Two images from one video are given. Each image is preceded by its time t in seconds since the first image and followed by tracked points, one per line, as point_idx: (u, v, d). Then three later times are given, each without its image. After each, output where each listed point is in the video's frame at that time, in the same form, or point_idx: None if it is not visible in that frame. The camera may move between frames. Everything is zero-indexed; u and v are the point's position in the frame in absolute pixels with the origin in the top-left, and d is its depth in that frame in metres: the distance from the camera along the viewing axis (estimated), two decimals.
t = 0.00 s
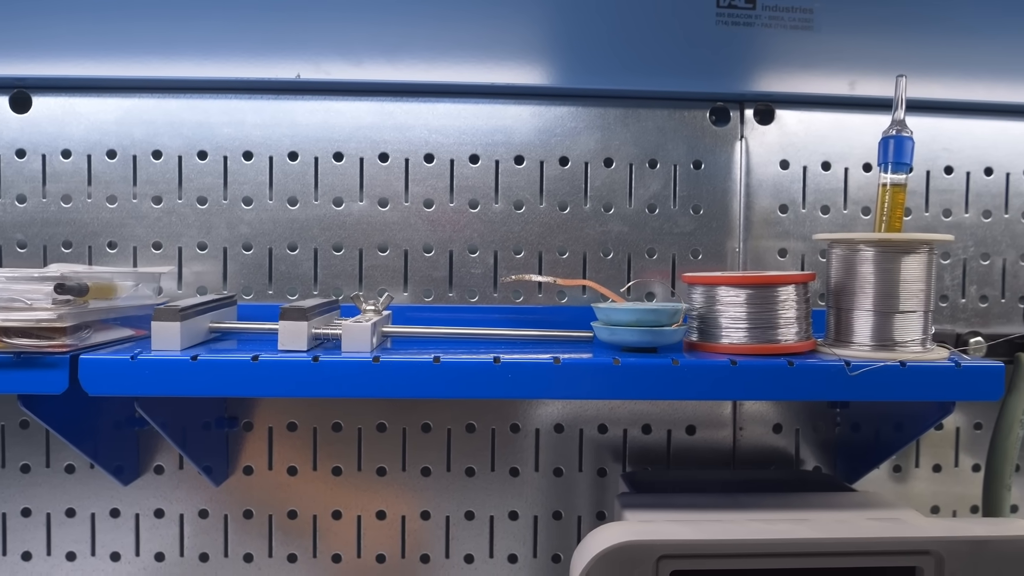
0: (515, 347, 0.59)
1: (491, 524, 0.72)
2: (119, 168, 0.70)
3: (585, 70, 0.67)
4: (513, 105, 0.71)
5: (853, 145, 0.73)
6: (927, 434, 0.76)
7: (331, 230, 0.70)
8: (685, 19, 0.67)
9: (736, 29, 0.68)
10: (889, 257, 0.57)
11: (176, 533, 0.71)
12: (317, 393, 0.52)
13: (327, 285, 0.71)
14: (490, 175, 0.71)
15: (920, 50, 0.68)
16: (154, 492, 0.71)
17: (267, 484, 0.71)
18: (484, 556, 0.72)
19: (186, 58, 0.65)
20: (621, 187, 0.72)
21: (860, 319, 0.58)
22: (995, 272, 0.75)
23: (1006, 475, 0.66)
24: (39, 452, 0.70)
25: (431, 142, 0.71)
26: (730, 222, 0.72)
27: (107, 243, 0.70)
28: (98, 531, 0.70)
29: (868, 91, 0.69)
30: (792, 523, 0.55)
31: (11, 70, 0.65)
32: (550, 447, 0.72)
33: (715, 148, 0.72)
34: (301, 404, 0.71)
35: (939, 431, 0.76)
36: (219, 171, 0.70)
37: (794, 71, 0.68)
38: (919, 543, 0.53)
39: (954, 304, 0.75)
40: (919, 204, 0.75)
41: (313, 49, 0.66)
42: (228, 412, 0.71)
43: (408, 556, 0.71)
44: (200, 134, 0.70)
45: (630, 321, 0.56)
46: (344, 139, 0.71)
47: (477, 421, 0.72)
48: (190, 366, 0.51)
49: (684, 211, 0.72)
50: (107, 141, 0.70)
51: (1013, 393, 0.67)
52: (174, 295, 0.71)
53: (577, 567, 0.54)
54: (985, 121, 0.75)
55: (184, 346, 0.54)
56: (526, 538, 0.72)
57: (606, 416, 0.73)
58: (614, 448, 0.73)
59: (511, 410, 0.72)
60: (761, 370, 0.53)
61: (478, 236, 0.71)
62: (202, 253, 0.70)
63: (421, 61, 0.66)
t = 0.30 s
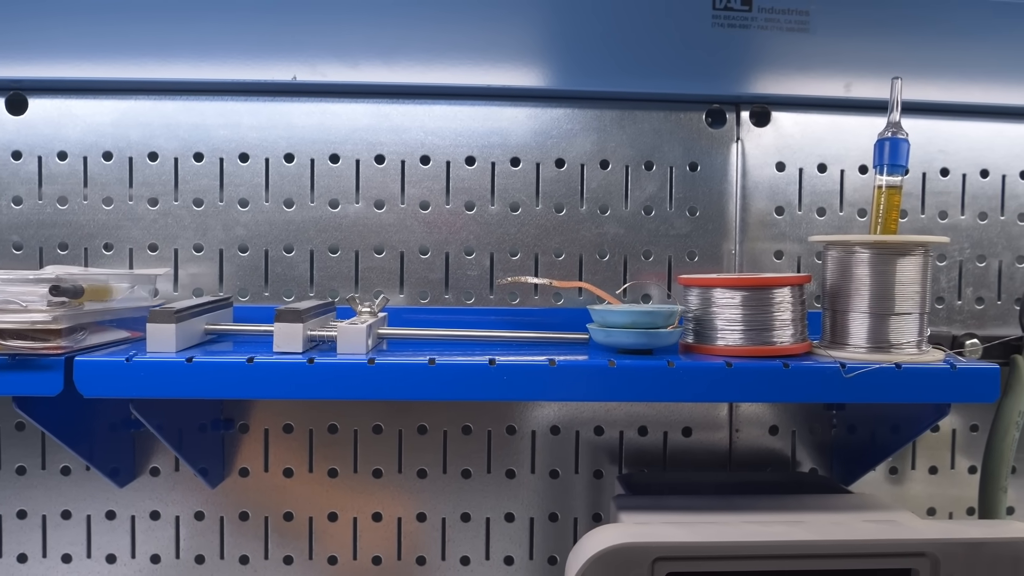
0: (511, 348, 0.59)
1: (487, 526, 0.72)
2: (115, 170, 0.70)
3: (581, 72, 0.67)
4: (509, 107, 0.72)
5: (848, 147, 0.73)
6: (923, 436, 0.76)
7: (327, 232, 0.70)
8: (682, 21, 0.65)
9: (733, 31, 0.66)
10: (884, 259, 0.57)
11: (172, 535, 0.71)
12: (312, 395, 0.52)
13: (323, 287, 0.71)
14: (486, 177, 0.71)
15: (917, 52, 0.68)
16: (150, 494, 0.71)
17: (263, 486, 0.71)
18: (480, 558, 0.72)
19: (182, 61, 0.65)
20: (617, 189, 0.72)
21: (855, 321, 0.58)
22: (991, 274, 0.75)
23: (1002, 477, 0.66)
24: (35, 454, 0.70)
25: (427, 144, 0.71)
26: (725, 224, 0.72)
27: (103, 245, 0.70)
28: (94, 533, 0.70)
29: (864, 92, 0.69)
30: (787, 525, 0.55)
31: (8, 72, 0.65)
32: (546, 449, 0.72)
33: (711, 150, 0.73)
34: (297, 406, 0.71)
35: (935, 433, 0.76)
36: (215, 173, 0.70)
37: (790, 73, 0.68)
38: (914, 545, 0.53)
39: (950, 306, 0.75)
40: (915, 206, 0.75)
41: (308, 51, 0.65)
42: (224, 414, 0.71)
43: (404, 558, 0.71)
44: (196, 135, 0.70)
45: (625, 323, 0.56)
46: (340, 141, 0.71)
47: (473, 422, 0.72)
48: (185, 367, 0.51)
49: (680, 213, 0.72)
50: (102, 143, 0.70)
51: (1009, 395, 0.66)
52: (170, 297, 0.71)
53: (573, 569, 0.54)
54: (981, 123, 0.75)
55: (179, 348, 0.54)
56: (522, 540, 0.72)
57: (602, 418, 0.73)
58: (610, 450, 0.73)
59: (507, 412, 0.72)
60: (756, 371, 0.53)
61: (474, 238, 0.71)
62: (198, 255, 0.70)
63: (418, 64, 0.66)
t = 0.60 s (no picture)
0: (508, 348, 0.59)
1: (484, 526, 0.72)
2: (110, 168, 0.70)
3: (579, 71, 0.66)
4: (506, 106, 0.71)
5: (846, 146, 0.73)
6: (921, 435, 0.76)
7: (323, 231, 0.70)
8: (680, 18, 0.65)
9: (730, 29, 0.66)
10: (882, 258, 0.56)
11: (168, 536, 0.70)
12: (307, 395, 0.52)
13: (319, 286, 0.70)
14: (483, 176, 0.71)
15: (916, 51, 0.67)
16: (145, 494, 0.70)
17: (258, 486, 0.71)
18: (477, 558, 0.72)
19: (177, 59, 0.65)
20: (614, 188, 0.71)
21: (853, 320, 0.57)
22: (988, 273, 0.75)
23: (1000, 477, 0.66)
24: (30, 454, 0.70)
25: (424, 143, 0.71)
26: (723, 223, 0.72)
27: (98, 244, 0.70)
28: (89, 533, 0.70)
29: (863, 92, 0.69)
30: (785, 525, 0.55)
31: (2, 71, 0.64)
32: (543, 449, 0.72)
33: (709, 149, 0.72)
34: (293, 406, 0.71)
35: (933, 432, 0.76)
36: (211, 172, 0.70)
37: (788, 72, 0.68)
38: (912, 545, 0.53)
39: (948, 305, 0.75)
40: (913, 205, 0.75)
41: (304, 50, 0.65)
42: (220, 414, 0.70)
43: (400, 558, 0.71)
44: (191, 134, 0.70)
45: (622, 322, 0.56)
46: (336, 140, 0.70)
47: (470, 422, 0.72)
48: (180, 367, 0.51)
49: (678, 212, 0.72)
50: (97, 142, 0.70)
51: (1007, 394, 0.66)
52: (165, 296, 0.71)
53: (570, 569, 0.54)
54: (979, 122, 0.75)
55: (174, 347, 0.53)
56: (519, 540, 0.72)
57: (600, 417, 0.72)
58: (607, 449, 0.73)
59: (504, 411, 0.72)
60: (754, 371, 0.53)
61: (471, 237, 0.71)
62: (194, 254, 0.70)
63: (414, 62, 0.66)
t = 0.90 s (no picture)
0: (506, 354, 0.59)
1: (483, 530, 0.72)
2: (110, 175, 0.70)
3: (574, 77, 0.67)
4: (504, 112, 0.72)
5: (842, 151, 0.73)
6: (917, 439, 0.76)
7: (322, 237, 0.71)
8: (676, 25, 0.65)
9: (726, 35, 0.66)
10: (877, 264, 0.57)
11: (168, 540, 0.71)
12: (306, 401, 0.52)
13: (318, 292, 0.71)
14: (481, 182, 0.72)
15: (910, 57, 0.68)
16: (146, 499, 0.71)
17: (258, 491, 0.71)
18: (476, 562, 0.72)
19: (177, 67, 0.65)
20: (612, 193, 0.72)
21: (849, 326, 0.58)
22: (984, 277, 0.75)
23: (996, 481, 0.66)
24: (31, 459, 0.70)
25: (422, 149, 0.71)
26: (720, 228, 0.73)
27: (99, 250, 0.70)
28: (90, 538, 0.71)
29: (859, 97, 0.70)
30: (781, 529, 0.55)
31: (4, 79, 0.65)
32: (542, 453, 0.73)
33: (705, 155, 0.73)
34: (293, 411, 0.71)
35: (929, 436, 0.76)
36: (211, 178, 0.71)
37: (783, 78, 0.69)
38: (908, 549, 0.53)
39: (943, 309, 0.75)
40: (909, 210, 0.75)
41: (303, 58, 0.65)
42: (220, 419, 0.71)
43: (400, 562, 0.71)
44: (191, 141, 0.70)
45: (620, 328, 0.56)
46: (335, 147, 0.71)
47: (468, 427, 0.72)
48: (181, 374, 0.51)
49: (675, 217, 0.72)
50: (98, 149, 0.70)
51: (1004, 398, 0.67)
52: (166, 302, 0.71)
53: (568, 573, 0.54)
54: (974, 127, 0.76)
55: (174, 354, 0.54)
56: (518, 544, 0.72)
57: (598, 422, 0.73)
58: (605, 454, 0.73)
59: (502, 416, 0.72)
60: (750, 376, 0.53)
61: (469, 243, 0.71)
62: (194, 260, 0.71)
63: (412, 69, 0.66)
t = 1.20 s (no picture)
0: (520, 344, 0.59)
1: (494, 523, 0.72)
2: (122, 166, 0.70)
3: (588, 69, 0.66)
4: (517, 104, 0.71)
5: (857, 145, 0.73)
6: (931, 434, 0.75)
7: (334, 229, 0.70)
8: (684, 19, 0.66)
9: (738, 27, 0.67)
10: (895, 256, 0.56)
11: (179, 531, 0.71)
12: (321, 390, 0.52)
13: (330, 284, 0.71)
14: (493, 175, 0.71)
15: (926, 50, 0.67)
16: (157, 490, 0.71)
17: (269, 482, 0.71)
18: (487, 555, 0.72)
19: (189, 58, 0.65)
20: (625, 186, 0.72)
21: (866, 318, 0.57)
22: (1000, 272, 0.74)
23: (1012, 477, 0.66)
24: (43, 450, 0.70)
25: (435, 141, 0.71)
26: (733, 221, 0.72)
27: (111, 241, 0.70)
28: (101, 529, 0.71)
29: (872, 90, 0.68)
30: (797, 522, 0.55)
31: (17, 69, 0.65)
32: (553, 447, 0.72)
33: (719, 148, 0.72)
34: (304, 403, 0.71)
35: (944, 432, 0.76)
36: (223, 170, 0.70)
37: (798, 71, 0.68)
38: (925, 543, 0.53)
39: (959, 304, 0.75)
40: (924, 204, 0.75)
41: (315, 50, 0.65)
42: (231, 410, 0.71)
43: (411, 555, 0.71)
44: (203, 132, 0.70)
45: (635, 319, 0.56)
46: (347, 138, 0.71)
47: (480, 420, 0.72)
48: (195, 362, 0.51)
49: (688, 210, 0.72)
50: (110, 140, 0.70)
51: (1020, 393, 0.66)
52: (178, 294, 0.71)
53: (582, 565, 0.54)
54: (991, 120, 0.75)
55: (188, 343, 0.54)
56: (529, 537, 0.72)
57: (610, 415, 0.72)
58: (617, 447, 0.73)
59: (514, 409, 0.72)
60: (767, 368, 0.53)
61: (481, 235, 0.71)
62: (206, 252, 0.70)
63: (426, 61, 0.66)
